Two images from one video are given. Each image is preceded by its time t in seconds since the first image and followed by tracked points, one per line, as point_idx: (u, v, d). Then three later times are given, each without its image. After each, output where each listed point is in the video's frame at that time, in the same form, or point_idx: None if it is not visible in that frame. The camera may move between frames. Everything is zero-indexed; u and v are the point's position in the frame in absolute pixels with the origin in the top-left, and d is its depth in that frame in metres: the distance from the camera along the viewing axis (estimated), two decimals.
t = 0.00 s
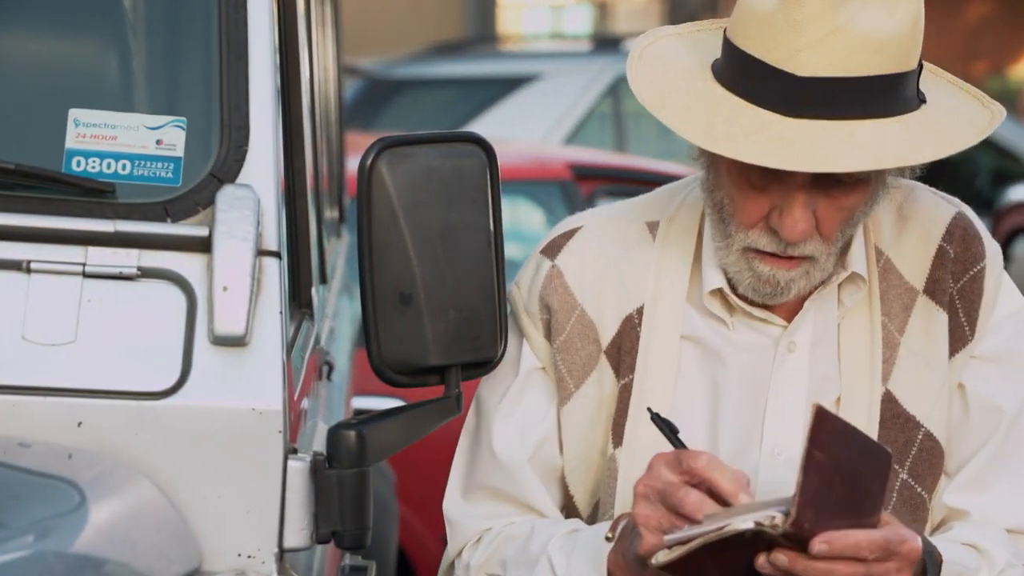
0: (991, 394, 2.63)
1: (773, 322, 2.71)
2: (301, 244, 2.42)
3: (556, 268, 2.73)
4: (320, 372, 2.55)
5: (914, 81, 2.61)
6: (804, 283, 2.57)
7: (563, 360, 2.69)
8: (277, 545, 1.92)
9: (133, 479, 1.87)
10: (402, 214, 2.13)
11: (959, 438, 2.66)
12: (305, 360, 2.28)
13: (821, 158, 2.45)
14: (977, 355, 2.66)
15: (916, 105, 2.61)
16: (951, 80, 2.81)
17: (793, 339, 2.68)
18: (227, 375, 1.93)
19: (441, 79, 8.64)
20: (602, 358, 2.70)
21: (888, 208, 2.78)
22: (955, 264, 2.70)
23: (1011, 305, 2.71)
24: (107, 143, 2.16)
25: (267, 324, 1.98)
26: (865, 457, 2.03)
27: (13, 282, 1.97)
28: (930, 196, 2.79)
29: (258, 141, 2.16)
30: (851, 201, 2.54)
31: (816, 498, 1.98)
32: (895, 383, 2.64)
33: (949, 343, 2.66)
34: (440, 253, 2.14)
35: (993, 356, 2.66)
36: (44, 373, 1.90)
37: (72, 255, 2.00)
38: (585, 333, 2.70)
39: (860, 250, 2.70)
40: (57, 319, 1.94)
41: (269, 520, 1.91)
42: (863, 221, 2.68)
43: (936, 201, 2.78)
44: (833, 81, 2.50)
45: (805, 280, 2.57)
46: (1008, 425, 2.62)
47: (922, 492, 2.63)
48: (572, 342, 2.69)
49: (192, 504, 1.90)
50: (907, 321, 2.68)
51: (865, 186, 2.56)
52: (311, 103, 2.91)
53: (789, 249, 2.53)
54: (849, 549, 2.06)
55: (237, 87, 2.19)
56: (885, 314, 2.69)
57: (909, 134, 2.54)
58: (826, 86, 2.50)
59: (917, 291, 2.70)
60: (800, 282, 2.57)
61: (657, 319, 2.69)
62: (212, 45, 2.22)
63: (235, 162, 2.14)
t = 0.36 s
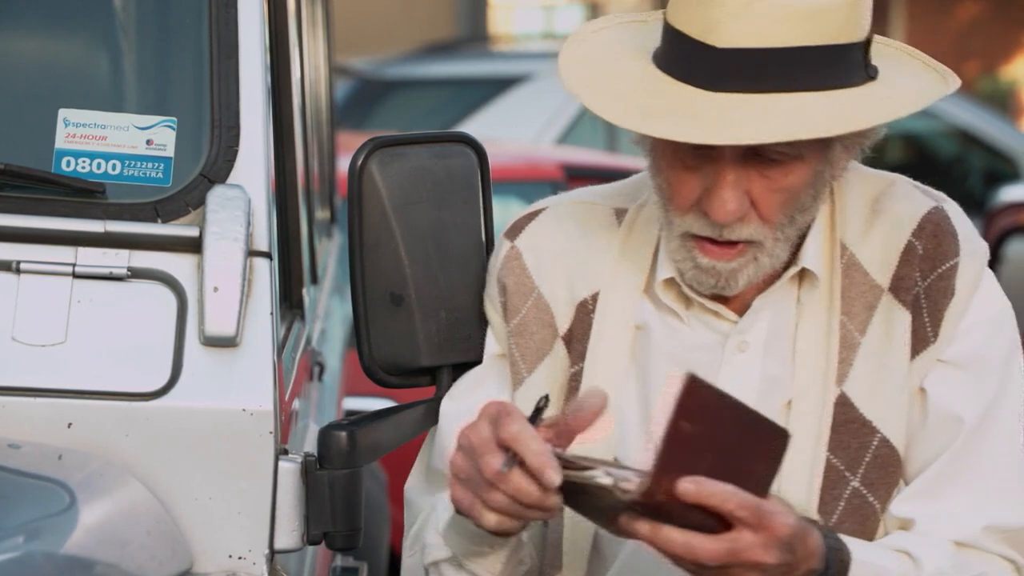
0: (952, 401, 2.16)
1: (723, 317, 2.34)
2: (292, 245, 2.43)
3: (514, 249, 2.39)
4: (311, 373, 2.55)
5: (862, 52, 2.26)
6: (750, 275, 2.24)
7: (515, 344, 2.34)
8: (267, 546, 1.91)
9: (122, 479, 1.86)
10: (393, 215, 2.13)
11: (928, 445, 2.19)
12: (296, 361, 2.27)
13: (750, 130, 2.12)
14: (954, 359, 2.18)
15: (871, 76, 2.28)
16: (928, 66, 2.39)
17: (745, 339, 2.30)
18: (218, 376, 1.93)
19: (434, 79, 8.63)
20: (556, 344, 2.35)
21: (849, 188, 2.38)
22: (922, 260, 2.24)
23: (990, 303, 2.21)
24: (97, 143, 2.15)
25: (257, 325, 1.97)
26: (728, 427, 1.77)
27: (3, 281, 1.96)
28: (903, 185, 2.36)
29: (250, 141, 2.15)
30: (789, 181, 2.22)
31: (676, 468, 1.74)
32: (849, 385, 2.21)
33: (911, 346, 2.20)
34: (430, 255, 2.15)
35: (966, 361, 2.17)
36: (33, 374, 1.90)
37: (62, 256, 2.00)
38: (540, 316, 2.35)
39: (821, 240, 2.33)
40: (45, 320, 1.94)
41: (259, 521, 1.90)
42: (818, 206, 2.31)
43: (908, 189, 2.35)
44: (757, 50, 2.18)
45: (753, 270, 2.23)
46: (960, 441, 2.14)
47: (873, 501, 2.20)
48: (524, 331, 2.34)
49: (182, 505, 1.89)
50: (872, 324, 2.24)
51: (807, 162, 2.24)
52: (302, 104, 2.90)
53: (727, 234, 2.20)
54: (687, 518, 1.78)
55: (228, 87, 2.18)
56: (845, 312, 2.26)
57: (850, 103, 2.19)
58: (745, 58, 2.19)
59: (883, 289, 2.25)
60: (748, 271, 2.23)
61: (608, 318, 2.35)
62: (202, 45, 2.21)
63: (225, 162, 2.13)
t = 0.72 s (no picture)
0: (899, 414, 2.06)
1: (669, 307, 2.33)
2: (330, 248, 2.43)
3: (512, 240, 2.40)
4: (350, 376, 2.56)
5: (764, 29, 2.22)
6: (686, 271, 2.23)
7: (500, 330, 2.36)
8: (306, 550, 1.91)
9: (164, 481, 1.85)
10: (433, 220, 2.27)
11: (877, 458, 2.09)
12: (335, 364, 2.29)
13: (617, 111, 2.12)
14: (908, 370, 2.07)
15: (784, 50, 2.23)
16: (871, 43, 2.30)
17: (691, 334, 2.28)
18: (257, 378, 1.93)
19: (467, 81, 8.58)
20: (541, 332, 2.37)
21: (818, 181, 2.34)
22: (884, 261, 2.15)
23: (956, 314, 2.10)
24: (135, 147, 2.15)
25: (296, 327, 1.98)
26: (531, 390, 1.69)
27: (44, 285, 1.97)
28: (894, 182, 2.27)
29: (288, 145, 2.16)
30: (690, 164, 2.20)
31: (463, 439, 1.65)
32: (795, 389, 2.14)
33: (860, 349, 2.12)
34: (458, 258, 2.33)
35: (924, 372, 2.06)
36: (73, 377, 1.90)
37: (103, 259, 2.00)
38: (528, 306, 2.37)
39: (768, 232, 2.31)
40: (85, 324, 1.94)
41: (298, 524, 1.91)
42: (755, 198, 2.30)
43: (894, 186, 2.26)
44: (627, 32, 2.19)
45: (693, 266, 2.24)
46: (902, 452, 2.04)
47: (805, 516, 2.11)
48: (512, 313, 2.36)
49: (221, 507, 1.89)
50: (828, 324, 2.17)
51: (712, 144, 2.21)
52: (338, 106, 2.90)
53: (636, 226, 2.19)
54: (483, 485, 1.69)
55: (266, 90, 2.19)
56: (797, 312, 2.19)
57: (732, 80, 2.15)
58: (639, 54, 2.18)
59: (841, 290, 2.18)
60: (684, 268, 2.23)
61: (577, 316, 2.35)
62: (240, 47, 2.22)
63: (263, 165, 2.14)
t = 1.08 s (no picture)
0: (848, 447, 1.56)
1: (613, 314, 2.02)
2: (381, 253, 2.44)
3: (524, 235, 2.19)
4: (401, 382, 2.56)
5: None
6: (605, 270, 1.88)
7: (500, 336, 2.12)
8: (359, 554, 1.90)
9: (216, 485, 1.83)
10: (489, 226, 2.16)
11: (815, 486, 1.61)
12: (387, 370, 2.30)
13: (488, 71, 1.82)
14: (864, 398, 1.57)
15: (723, 24, 1.85)
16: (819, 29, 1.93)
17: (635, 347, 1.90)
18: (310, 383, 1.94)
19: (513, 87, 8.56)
20: (530, 341, 2.12)
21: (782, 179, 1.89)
22: (818, 266, 1.68)
23: (909, 316, 1.60)
24: (189, 153, 2.16)
25: (349, 332, 2.00)
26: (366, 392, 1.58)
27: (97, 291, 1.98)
28: (854, 176, 1.77)
29: (339, 151, 2.19)
30: (591, 145, 1.85)
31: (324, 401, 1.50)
32: (732, 408, 1.70)
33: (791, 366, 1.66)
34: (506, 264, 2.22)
35: (866, 389, 1.57)
36: (128, 384, 1.89)
37: (155, 265, 2.01)
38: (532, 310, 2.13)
39: (718, 227, 1.88)
40: (139, 329, 1.94)
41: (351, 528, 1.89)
42: (698, 188, 1.91)
43: (851, 180, 1.76)
44: None
45: (617, 260, 1.88)
46: (832, 482, 1.56)
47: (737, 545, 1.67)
48: (516, 312, 2.14)
49: (274, 512, 1.87)
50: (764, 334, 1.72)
51: (619, 127, 1.87)
52: (388, 113, 2.91)
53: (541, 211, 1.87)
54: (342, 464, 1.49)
55: (318, 97, 2.22)
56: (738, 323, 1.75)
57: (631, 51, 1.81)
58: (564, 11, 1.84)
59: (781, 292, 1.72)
60: (607, 261, 1.88)
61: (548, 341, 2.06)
62: (291, 52, 2.25)
63: (315, 171, 2.16)
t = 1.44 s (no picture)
0: (778, 446, 1.44)
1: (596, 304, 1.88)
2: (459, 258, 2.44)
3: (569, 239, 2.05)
4: (479, 387, 2.57)
5: None
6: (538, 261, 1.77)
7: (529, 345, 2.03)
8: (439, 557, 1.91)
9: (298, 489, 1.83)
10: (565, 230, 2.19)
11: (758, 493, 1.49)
12: (466, 374, 2.31)
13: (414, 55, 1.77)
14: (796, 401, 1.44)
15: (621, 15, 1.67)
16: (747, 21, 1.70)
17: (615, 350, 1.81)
18: (390, 388, 1.96)
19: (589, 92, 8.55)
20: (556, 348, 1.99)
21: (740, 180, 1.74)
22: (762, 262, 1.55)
23: (852, 307, 1.46)
24: (272, 159, 2.17)
25: (429, 337, 2.00)
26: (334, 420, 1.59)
27: (182, 296, 2.00)
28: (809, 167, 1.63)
29: (419, 156, 2.22)
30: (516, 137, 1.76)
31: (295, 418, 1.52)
32: (687, 413, 1.58)
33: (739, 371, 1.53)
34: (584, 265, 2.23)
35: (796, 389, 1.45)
36: (214, 388, 1.92)
37: (238, 270, 2.02)
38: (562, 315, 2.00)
39: (676, 228, 1.74)
40: (224, 333, 1.96)
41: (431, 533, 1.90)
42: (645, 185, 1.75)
43: (803, 172, 1.62)
44: None
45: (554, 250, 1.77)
46: (760, 482, 1.44)
47: (693, 558, 1.55)
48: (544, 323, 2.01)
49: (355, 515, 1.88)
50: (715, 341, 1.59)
51: (534, 119, 1.74)
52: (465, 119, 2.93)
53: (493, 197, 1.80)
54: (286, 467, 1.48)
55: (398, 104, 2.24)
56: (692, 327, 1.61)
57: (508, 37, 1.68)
58: (510, 12, 1.72)
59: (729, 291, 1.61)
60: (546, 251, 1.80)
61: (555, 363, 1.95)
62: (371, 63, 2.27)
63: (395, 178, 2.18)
